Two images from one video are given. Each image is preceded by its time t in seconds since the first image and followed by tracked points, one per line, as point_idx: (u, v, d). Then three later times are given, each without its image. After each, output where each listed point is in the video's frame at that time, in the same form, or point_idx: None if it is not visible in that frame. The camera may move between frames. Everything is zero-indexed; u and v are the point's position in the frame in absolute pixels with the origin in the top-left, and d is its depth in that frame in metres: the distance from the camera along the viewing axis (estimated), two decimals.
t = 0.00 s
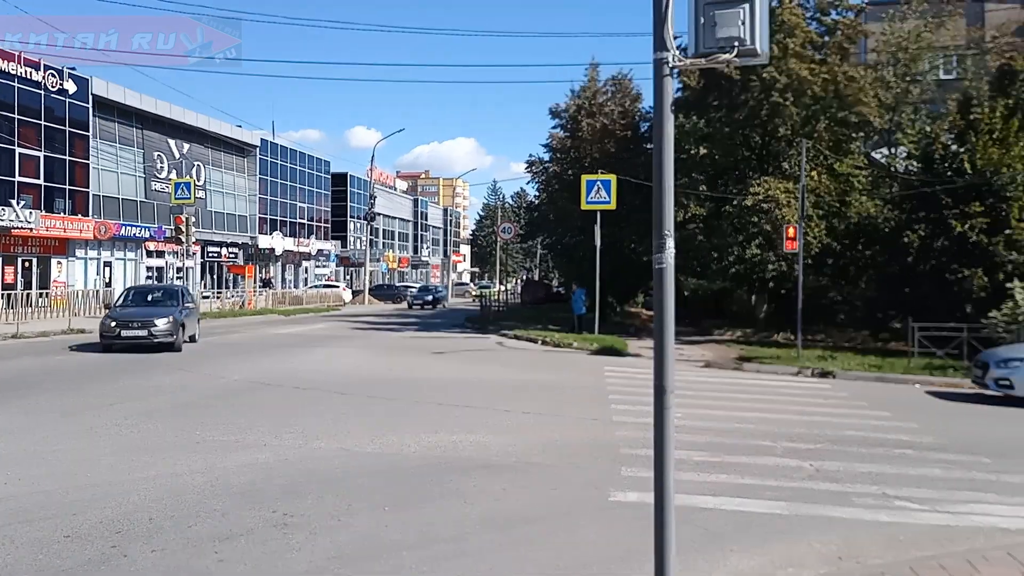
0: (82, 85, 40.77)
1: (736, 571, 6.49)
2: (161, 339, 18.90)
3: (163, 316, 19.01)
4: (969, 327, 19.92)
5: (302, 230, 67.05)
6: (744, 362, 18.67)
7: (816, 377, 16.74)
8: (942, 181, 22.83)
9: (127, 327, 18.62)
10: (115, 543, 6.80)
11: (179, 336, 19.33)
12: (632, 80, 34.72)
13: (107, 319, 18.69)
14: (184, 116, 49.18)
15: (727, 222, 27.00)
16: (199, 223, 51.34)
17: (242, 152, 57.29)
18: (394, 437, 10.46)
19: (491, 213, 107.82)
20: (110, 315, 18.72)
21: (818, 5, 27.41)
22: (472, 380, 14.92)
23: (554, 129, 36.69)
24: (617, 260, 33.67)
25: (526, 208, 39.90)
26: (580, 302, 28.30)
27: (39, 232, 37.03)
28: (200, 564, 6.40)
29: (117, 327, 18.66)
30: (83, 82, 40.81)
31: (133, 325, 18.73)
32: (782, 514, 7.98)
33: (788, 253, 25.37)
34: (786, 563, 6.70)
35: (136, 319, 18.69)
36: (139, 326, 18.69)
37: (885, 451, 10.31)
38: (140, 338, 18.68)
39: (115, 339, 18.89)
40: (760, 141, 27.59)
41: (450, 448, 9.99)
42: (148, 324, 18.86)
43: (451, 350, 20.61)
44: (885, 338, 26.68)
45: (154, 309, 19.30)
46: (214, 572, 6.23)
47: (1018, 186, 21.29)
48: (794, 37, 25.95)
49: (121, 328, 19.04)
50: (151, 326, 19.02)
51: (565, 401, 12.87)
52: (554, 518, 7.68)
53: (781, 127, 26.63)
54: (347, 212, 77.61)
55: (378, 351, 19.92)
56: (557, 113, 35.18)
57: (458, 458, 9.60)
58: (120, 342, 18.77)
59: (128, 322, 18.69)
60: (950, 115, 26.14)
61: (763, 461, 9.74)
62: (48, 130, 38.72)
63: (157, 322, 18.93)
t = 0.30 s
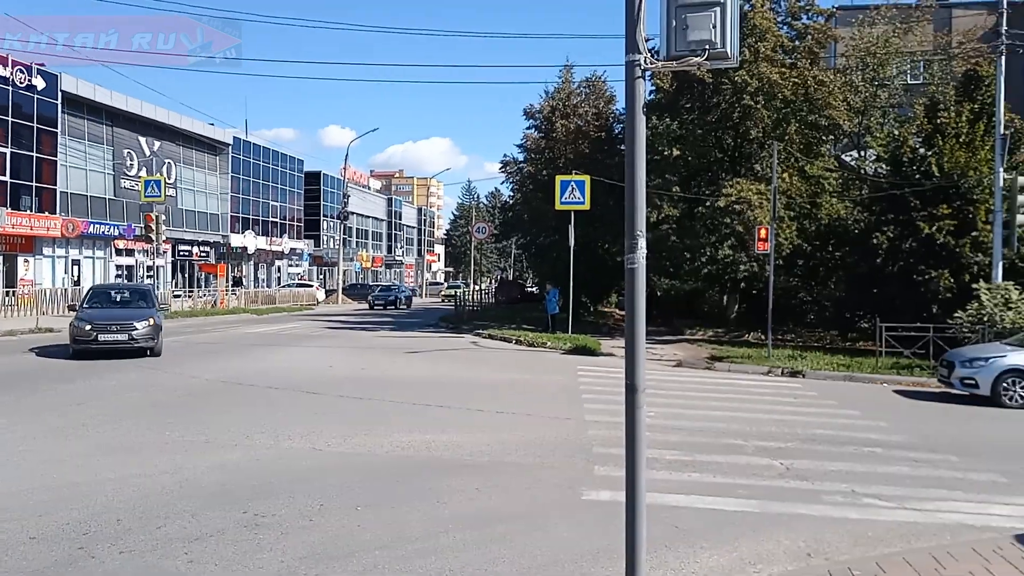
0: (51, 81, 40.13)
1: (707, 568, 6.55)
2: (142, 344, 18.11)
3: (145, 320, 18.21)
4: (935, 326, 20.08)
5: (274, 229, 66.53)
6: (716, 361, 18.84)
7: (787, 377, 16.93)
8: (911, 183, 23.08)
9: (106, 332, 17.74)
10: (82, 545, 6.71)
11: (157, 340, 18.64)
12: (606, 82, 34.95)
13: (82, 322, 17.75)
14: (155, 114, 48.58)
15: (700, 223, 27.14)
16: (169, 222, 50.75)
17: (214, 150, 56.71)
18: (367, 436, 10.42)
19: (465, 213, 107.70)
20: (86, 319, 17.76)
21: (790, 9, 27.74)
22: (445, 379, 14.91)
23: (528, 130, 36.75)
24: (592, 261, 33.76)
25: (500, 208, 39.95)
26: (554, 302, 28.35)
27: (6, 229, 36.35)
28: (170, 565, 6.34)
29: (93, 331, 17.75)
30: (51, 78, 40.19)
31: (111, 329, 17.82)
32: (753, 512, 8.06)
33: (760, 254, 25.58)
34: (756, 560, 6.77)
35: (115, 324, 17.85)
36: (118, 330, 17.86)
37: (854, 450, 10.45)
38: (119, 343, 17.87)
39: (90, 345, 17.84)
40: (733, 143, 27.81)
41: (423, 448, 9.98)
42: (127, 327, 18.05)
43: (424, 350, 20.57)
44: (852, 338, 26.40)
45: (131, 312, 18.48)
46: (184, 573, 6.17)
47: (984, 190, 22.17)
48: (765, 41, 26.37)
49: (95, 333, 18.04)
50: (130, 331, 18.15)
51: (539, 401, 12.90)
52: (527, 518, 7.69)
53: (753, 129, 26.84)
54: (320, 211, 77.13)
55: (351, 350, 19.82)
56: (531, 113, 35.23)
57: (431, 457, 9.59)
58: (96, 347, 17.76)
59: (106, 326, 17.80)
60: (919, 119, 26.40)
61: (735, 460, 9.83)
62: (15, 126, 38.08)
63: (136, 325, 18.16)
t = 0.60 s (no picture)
0: (9, 72, 39.25)
1: (673, 559, 6.61)
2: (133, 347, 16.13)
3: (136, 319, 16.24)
4: (896, 320, 20.39)
5: (240, 224, 65.82)
6: (683, 355, 19.02)
7: (753, 369, 17.13)
8: (873, 179, 23.56)
9: (95, 334, 15.64)
10: (42, 544, 6.60)
11: (146, 341, 16.73)
12: (575, 77, 34.95)
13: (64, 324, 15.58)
14: (117, 106, 47.75)
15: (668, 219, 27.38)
16: (133, 216, 49.97)
17: (178, 144, 55.89)
18: (334, 432, 10.38)
19: (434, 207, 107.37)
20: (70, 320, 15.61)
21: (756, 6, 27.97)
22: (414, 374, 14.88)
23: (496, 124, 36.69)
24: (560, 256, 34.11)
25: (469, 202, 39.89)
26: (523, 296, 28.38)
27: None
28: (133, 564, 6.26)
29: (80, 333, 15.58)
30: (10, 69, 39.32)
31: (100, 330, 15.76)
32: (718, 503, 8.16)
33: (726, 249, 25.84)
34: (721, 550, 6.85)
35: (105, 324, 15.79)
36: (108, 332, 15.82)
37: (817, 441, 10.61)
38: (110, 346, 15.82)
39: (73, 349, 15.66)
40: (700, 138, 28.11)
41: (391, 443, 9.96)
42: (116, 328, 16.03)
43: (393, 345, 20.51)
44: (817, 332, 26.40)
45: (116, 310, 16.43)
46: (147, 571, 6.10)
47: (944, 185, 22.80)
48: (732, 37, 26.54)
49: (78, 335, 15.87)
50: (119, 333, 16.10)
51: (507, 395, 12.92)
52: (494, 511, 7.71)
53: (720, 125, 27.05)
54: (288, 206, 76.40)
55: (318, 346, 19.68)
56: (500, 108, 35.18)
57: (399, 452, 9.57)
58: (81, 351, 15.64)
59: (94, 327, 15.68)
60: (882, 115, 26.81)
61: (701, 452, 9.93)
62: None
63: (126, 325, 16.18)
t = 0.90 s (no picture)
0: None
1: (635, 550, 6.67)
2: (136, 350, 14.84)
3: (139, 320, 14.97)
4: (855, 312, 20.77)
5: (200, 218, 64.92)
6: (647, 348, 19.19)
7: (715, 362, 17.34)
8: (832, 173, 23.92)
9: (101, 336, 14.34)
10: None
11: (145, 345, 15.51)
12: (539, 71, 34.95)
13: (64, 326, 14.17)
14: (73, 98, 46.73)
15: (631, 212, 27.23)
16: (90, 211, 49.00)
17: (136, 137, 54.88)
18: (297, 428, 10.30)
19: (399, 201, 106.82)
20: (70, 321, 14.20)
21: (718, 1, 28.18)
22: (378, 369, 14.81)
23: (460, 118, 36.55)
24: (524, 250, 34.17)
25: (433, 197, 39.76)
26: (487, 290, 28.37)
27: None
28: (89, 564, 6.16)
29: (83, 335, 14.25)
30: None
31: (103, 332, 14.41)
32: (680, 494, 8.25)
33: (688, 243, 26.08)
34: (682, 541, 6.94)
35: (110, 326, 14.53)
36: (113, 334, 14.55)
37: (778, 432, 10.77)
38: (115, 349, 14.55)
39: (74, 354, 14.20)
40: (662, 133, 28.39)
41: (354, 438, 9.92)
42: (120, 331, 14.69)
43: (357, 339, 20.41)
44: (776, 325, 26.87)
45: (114, 311, 15.16)
46: (103, 571, 6.01)
47: (900, 180, 23.19)
48: (694, 32, 26.78)
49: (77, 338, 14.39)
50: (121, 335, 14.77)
51: (472, 389, 12.93)
52: (458, 505, 7.73)
53: (682, 120, 27.21)
54: (250, 200, 75.48)
55: (281, 341, 19.49)
56: (464, 101, 35.02)
57: (363, 447, 9.54)
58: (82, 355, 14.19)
59: (99, 329, 14.37)
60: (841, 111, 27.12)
61: (664, 444, 10.04)
62: None
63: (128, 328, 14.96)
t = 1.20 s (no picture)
0: None
1: (587, 540, 6.75)
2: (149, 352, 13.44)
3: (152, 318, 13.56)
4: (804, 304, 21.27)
5: (150, 208, 63.66)
6: (601, 340, 19.34)
7: (669, 353, 17.54)
8: (784, 168, 24.40)
9: (118, 337, 12.89)
10: None
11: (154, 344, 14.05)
12: (496, 63, 34.98)
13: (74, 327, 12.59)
14: (17, 83, 45.40)
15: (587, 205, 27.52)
16: (35, 200, 47.72)
17: (84, 124, 53.53)
18: (248, 421, 10.19)
19: (355, 193, 106.03)
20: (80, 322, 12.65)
21: None
22: (332, 362, 14.70)
23: (416, 109, 36.34)
24: (480, 242, 34.19)
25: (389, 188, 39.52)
26: (444, 282, 28.31)
27: None
28: (32, 560, 6.03)
29: (99, 337, 12.76)
30: None
31: (117, 333, 12.92)
32: (631, 484, 8.35)
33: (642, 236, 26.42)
34: (633, 530, 7.03)
35: (126, 326, 13.07)
36: (129, 335, 13.11)
37: (728, 422, 10.95)
38: (130, 351, 13.11)
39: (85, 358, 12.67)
40: (618, 126, 28.63)
41: (307, 431, 9.84)
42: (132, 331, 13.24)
43: (311, 332, 20.23)
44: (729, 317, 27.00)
45: (123, 308, 13.65)
46: (46, 568, 5.89)
47: (849, 175, 23.68)
48: (651, 27, 26.97)
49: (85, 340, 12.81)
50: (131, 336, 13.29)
51: (427, 382, 12.91)
52: (411, 497, 7.73)
53: (639, 114, 27.64)
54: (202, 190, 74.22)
55: (233, 334, 19.23)
56: (420, 92, 34.80)
57: (316, 440, 9.49)
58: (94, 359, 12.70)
59: (115, 329, 12.91)
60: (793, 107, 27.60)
61: (616, 435, 10.14)
62: None
63: (140, 326, 13.51)
